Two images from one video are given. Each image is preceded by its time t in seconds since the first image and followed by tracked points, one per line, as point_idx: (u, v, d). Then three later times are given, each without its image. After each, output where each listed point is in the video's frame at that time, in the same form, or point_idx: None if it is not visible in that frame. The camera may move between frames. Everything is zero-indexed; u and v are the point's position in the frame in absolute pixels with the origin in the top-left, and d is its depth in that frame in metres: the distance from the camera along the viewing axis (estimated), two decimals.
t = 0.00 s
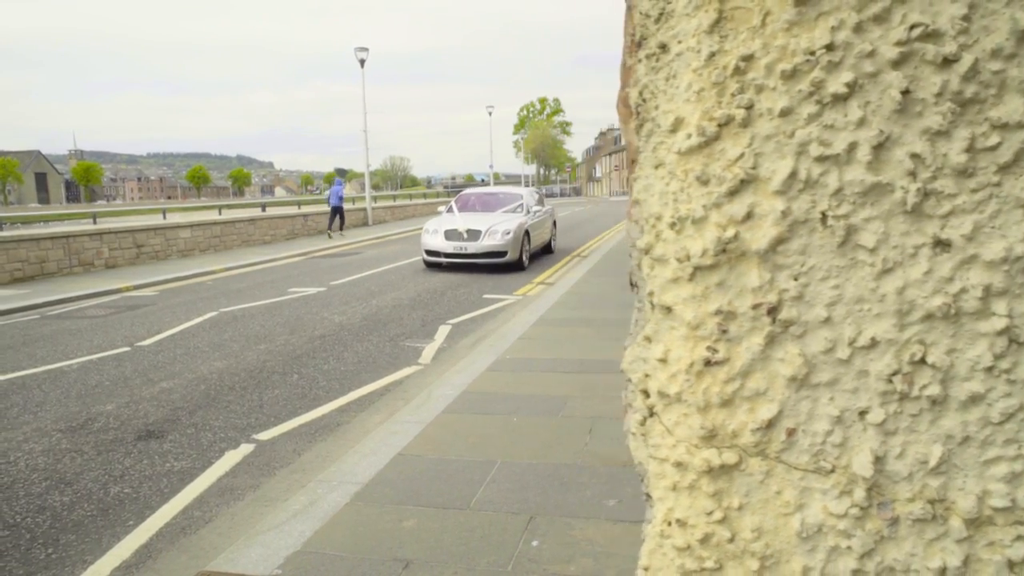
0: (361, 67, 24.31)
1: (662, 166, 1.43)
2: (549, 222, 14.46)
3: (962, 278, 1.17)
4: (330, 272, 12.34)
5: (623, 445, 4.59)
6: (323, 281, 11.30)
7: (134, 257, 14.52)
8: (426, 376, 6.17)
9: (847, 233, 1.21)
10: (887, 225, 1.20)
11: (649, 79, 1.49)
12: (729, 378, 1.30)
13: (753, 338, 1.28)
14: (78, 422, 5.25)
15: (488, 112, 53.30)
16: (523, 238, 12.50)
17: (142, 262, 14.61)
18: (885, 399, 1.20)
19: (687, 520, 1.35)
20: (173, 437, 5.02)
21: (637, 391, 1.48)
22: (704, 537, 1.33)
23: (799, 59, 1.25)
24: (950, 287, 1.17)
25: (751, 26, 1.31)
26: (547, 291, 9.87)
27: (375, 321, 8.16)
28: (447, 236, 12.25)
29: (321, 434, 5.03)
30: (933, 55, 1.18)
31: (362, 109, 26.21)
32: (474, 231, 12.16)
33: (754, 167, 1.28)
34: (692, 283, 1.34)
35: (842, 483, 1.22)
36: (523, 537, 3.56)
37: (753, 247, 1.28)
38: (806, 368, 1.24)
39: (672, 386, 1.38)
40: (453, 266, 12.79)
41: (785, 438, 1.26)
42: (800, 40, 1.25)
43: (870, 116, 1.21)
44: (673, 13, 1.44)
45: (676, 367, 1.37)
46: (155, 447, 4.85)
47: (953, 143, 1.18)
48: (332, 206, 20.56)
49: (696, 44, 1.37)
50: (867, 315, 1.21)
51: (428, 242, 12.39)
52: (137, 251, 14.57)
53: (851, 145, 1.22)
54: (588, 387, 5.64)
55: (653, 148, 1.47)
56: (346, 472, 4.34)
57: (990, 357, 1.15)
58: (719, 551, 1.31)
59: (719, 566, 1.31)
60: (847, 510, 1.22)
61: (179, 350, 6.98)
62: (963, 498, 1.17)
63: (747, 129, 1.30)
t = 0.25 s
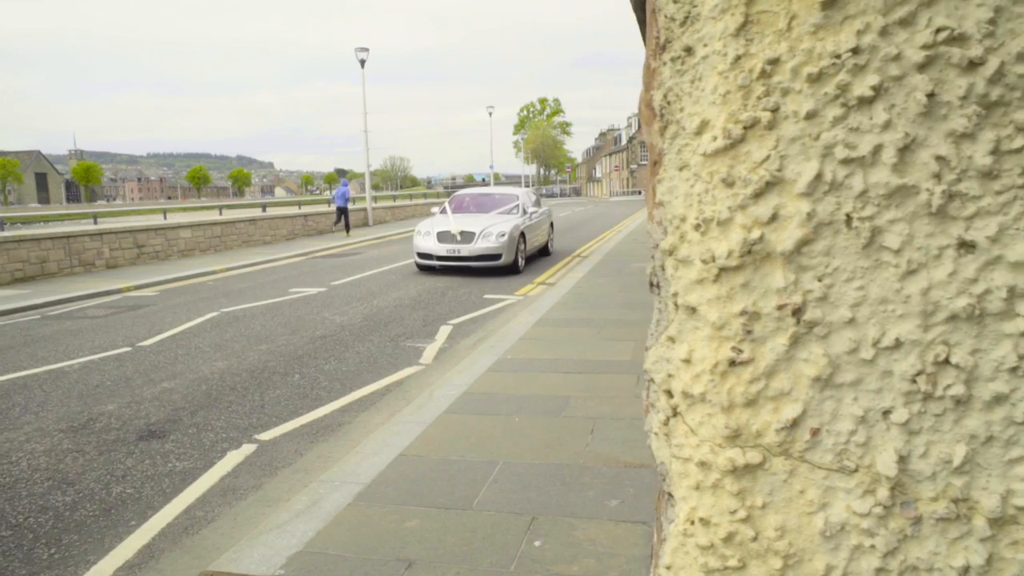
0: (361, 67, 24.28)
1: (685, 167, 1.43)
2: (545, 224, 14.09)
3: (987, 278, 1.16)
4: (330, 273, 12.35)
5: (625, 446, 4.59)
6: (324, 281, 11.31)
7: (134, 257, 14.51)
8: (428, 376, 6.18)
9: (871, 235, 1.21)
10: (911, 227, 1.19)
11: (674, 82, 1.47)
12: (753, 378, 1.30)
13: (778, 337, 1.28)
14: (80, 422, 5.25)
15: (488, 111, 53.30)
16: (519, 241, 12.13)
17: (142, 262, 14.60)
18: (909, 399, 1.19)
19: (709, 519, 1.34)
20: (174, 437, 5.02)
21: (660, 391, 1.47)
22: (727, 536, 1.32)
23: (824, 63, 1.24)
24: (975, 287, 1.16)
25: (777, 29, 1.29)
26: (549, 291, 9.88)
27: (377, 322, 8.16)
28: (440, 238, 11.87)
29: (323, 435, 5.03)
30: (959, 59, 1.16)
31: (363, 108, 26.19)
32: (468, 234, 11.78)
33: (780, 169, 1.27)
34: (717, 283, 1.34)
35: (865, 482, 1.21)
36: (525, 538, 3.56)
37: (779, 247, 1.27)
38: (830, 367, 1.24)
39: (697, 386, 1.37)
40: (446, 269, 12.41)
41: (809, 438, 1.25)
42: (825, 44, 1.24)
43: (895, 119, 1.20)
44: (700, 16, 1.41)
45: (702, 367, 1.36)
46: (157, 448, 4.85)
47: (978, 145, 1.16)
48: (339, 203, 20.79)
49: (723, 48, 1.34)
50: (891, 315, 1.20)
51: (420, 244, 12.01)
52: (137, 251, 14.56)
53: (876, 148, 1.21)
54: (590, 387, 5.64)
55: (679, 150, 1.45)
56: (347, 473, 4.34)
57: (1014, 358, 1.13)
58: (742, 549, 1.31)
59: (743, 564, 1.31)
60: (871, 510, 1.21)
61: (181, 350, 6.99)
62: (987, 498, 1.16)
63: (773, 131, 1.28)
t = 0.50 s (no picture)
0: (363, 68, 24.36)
1: (706, 169, 1.23)
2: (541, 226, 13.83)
3: (1011, 279, 0.98)
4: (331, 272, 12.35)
5: (626, 445, 4.59)
6: (325, 281, 11.30)
7: (137, 258, 14.56)
8: (429, 376, 6.18)
9: (894, 236, 1.03)
10: (933, 228, 1.02)
11: (697, 87, 1.26)
12: (775, 378, 1.11)
13: (801, 337, 1.09)
14: (82, 422, 5.25)
15: (490, 111, 53.40)
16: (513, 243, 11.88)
17: (145, 262, 14.63)
18: (932, 398, 1.02)
19: (731, 517, 1.16)
20: (177, 436, 5.02)
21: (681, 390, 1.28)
22: (748, 535, 1.14)
23: (848, 66, 1.05)
24: (998, 288, 0.99)
25: (800, 33, 1.10)
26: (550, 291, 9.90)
27: (377, 322, 8.14)
28: (432, 240, 11.62)
29: (325, 435, 5.03)
30: (983, 62, 0.99)
31: (364, 109, 26.30)
32: (461, 236, 11.55)
33: (802, 171, 1.09)
34: (738, 284, 1.15)
35: (886, 481, 1.04)
36: (529, 537, 3.57)
37: (801, 248, 1.09)
38: (853, 367, 1.05)
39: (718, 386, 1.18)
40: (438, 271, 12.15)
41: (831, 437, 1.07)
42: (849, 47, 1.06)
43: (918, 122, 1.02)
44: (723, 18, 1.21)
45: (722, 367, 1.17)
46: (158, 448, 4.85)
47: (1001, 148, 0.99)
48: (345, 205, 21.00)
49: (746, 50, 1.15)
50: (913, 315, 1.02)
51: (412, 246, 11.77)
52: (141, 252, 14.61)
53: (898, 151, 1.03)
54: (591, 387, 5.64)
55: (700, 152, 1.25)
56: (350, 472, 4.35)
57: None
58: (763, 548, 1.12)
59: (764, 563, 1.12)
60: (892, 508, 1.03)
61: (182, 350, 6.99)
62: (1010, 496, 0.98)
63: (795, 134, 1.10)
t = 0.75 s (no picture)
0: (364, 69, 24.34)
1: (723, 173, 1.20)
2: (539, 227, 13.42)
3: None
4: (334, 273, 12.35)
5: (630, 446, 4.59)
6: (327, 281, 11.30)
7: (139, 258, 14.56)
8: (433, 376, 6.18)
9: (916, 236, 1.02)
10: (955, 228, 1.01)
11: (719, 87, 1.21)
12: (797, 377, 1.09)
13: (823, 337, 1.07)
14: (86, 423, 5.25)
15: (493, 113, 53.27)
16: (510, 245, 11.48)
17: (147, 262, 14.63)
18: (953, 396, 1.00)
19: (752, 515, 1.14)
20: (181, 437, 5.03)
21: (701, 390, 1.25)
22: (769, 533, 1.11)
23: (872, 67, 1.04)
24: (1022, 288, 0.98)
25: (823, 35, 1.08)
26: (554, 291, 9.92)
27: (380, 322, 8.13)
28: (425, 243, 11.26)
29: (329, 435, 5.03)
30: (1006, 63, 0.99)
31: (366, 110, 26.38)
32: (455, 238, 11.16)
33: (824, 172, 1.08)
34: (760, 284, 1.13)
35: (908, 479, 1.02)
36: (533, 537, 3.57)
37: (822, 249, 1.07)
38: (874, 366, 1.04)
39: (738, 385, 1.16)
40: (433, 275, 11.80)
41: (852, 435, 1.05)
42: (872, 49, 1.04)
43: (941, 123, 1.02)
44: (746, 20, 1.17)
45: (744, 366, 1.15)
46: (162, 448, 4.85)
47: None
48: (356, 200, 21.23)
49: (769, 52, 1.13)
50: (935, 315, 1.01)
51: (405, 249, 11.40)
52: (143, 252, 14.61)
53: (920, 151, 1.02)
54: (595, 388, 5.65)
55: (723, 153, 1.20)
56: (354, 472, 4.35)
57: None
58: (785, 546, 1.10)
59: (785, 562, 1.10)
60: (914, 506, 1.02)
61: (185, 351, 6.99)
62: None
63: (818, 134, 1.08)
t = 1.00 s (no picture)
0: (370, 69, 24.39)
1: (748, 172, 1.14)
2: (540, 228, 13.06)
3: None
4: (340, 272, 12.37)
5: (636, 446, 4.59)
6: (333, 281, 11.32)
7: (147, 258, 14.62)
8: (438, 377, 6.18)
9: (943, 237, 0.97)
10: (984, 228, 0.95)
11: (744, 87, 1.15)
12: (822, 375, 1.04)
13: (848, 336, 1.02)
14: (94, 422, 5.28)
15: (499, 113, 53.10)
16: (509, 248, 11.14)
17: (154, 262, 14.68)
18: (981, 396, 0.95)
19: (776, 512, 1.08)
20: (187, 436, 5.04)
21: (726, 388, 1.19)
22: (794, 530, 1.06)
23: (898, 68, 0.99)
24: None
25: (849, 35, 1.02)
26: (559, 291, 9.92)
27: (386, 323, 8.13)
28: (421, 245, 10.95)
29: (334, 435, 5.03)
30: None
31: (373, 110, 26.48)
32: (451, 240, 10.83)
33: (851, 172, 1.02)
34: (785, 282, 1.08)
35: (933, 477, 0.97)
36: (539, 538, 3.57)
37: (849, 248, 1.02)
38: (900, 364, 0.99)
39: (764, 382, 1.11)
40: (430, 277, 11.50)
41: (877, 433, 1.00)
42: (898, 50, 0.99)
43: (969, 123, 0.96)
44: (772, 20, 1.11)
45: (767, 365, 1.10)
46: (169, 447, 4.87)
47: None
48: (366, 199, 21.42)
49: (794, 53, 1.07)
50: (961, 314, 0.96)
51: (400, 251, 11.08)
52: (150, 252, 14.67)
53: (947, 152, 0.97)
54: (600, 388, 5.64)
55: (747, 153, 1.15)
56: (360, 473, 4.35)
57: None
58: (810, 543, 1.05)
59: (809, 558, 1.05)
60: (940, 504, 0.97)
61: (192, 351, 7.00)
62: None
63: (845, 135, 1.03)
